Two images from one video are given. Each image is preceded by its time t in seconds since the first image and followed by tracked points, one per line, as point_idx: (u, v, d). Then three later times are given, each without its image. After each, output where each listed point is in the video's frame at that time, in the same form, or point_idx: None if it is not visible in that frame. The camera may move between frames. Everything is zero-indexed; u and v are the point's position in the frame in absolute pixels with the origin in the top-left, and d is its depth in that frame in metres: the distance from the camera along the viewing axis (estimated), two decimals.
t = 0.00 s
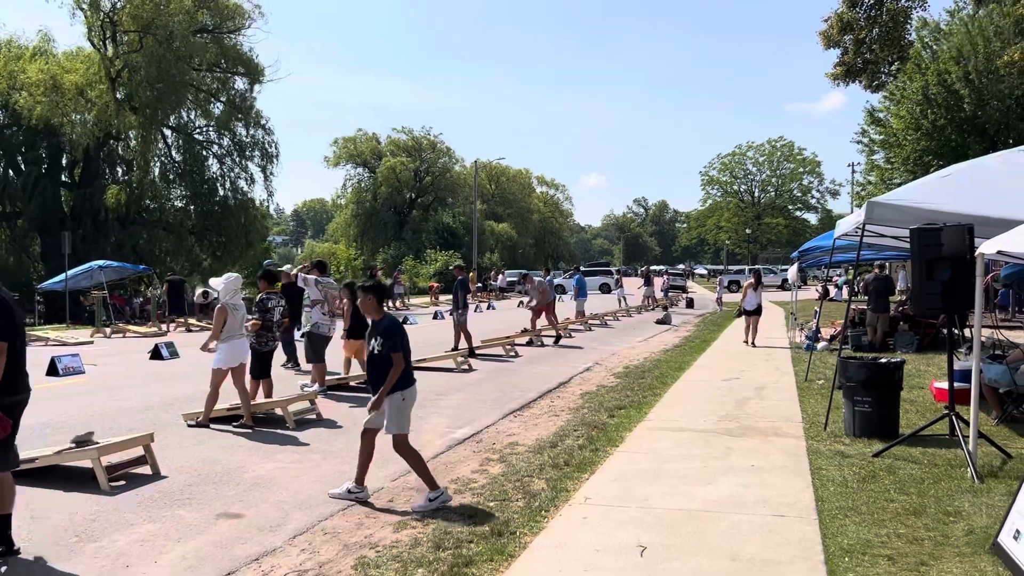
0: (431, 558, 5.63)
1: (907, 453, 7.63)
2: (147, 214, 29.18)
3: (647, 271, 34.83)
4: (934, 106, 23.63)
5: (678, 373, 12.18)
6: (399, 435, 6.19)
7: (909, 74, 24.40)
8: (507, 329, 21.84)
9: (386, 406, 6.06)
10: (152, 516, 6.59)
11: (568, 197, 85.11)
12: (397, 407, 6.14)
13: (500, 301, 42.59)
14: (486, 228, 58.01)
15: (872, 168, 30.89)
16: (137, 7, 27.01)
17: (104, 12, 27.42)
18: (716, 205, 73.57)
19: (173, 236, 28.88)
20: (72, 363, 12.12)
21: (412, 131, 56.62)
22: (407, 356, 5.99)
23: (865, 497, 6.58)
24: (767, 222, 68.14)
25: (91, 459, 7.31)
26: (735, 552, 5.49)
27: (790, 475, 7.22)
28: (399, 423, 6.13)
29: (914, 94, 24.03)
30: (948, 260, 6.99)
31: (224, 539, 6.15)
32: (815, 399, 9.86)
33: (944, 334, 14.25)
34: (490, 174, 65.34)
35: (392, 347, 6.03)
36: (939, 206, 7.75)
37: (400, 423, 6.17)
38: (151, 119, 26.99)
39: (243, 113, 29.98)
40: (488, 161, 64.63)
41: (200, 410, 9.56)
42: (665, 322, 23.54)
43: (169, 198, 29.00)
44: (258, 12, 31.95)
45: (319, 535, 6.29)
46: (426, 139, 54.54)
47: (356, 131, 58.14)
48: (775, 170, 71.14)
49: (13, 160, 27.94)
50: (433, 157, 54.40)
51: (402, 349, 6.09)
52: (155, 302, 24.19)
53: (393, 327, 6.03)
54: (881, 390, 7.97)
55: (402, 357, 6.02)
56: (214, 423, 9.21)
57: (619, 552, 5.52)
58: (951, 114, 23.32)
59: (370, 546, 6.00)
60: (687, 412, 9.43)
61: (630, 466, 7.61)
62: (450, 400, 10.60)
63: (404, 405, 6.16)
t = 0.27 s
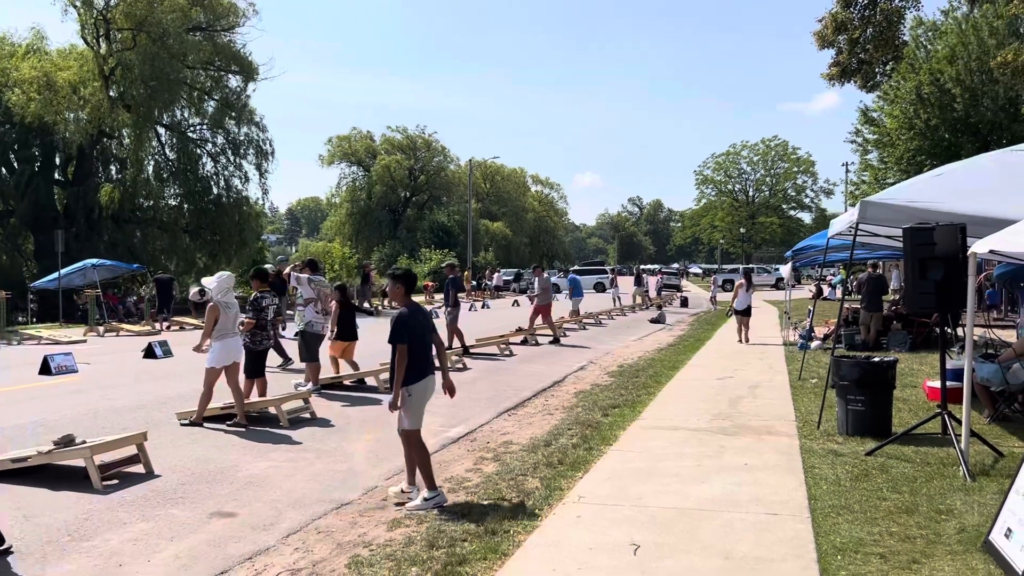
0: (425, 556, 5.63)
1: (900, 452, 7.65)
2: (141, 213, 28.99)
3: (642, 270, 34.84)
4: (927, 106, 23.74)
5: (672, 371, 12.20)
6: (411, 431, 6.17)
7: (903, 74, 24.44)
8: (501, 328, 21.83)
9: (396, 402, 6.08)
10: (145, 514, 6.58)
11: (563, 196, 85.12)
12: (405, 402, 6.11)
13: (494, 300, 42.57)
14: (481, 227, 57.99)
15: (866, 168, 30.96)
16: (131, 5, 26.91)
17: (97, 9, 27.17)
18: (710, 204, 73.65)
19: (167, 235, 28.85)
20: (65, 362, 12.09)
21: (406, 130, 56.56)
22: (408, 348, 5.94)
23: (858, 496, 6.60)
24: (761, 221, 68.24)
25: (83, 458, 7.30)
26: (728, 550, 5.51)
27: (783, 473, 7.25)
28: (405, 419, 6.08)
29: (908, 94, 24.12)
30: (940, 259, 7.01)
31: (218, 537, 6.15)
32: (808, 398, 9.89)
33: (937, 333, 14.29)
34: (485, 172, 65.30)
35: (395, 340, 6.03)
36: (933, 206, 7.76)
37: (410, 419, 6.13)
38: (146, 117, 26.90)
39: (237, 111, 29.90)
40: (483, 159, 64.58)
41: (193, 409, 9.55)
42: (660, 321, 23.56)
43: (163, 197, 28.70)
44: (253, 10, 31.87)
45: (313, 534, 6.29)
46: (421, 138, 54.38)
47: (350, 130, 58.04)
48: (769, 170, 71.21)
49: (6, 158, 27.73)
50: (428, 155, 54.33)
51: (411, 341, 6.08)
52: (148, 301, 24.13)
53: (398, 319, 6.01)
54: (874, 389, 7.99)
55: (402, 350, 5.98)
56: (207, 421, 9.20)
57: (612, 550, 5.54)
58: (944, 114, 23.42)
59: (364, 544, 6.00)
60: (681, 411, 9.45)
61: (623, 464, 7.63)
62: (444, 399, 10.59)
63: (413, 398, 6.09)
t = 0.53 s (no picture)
0: (418, 555, 5.63)
1: (892, 450, 7.68)
2: (135, 211, 28.96)
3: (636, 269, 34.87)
4: (921, 106, 23.81)
5: (666, 371, 12.21)
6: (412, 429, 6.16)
7: (897, 74, 24.50)
8: (495, 327, 21.82)
9: (399, 398, 6.17)
10: (137, 514, 6.56)
11: (557, 195, 85.13)
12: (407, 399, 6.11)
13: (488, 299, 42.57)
14: (476, 226, 57.97)
15: (859, 167, 31.04)
16: (124, 3, 26.86)
17: (90, 7, 27.20)
18: (704, 204, 73.78)
19: (161, 233, 28.84)
20: (57, 361, 12.04)
21: (401, 129, 56.49)
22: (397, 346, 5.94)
23: (850, 494, 6.61)
24: (755, 221, 68.38)
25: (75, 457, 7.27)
26: (720, 549, 5.51)
27: (775, 472, 7.26)
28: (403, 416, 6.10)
29: (902, 94, 24.19)
30: (932, 259, 7.03)
31: (210, 537, 6.14)
32: (801, 397, 9.91)
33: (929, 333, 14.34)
34: (479, 171, 65.26)
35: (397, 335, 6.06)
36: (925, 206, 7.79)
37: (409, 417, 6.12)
38: (139, 115, 26.84)
39: (231, 109, 29.80)
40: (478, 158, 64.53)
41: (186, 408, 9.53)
42: (654, 321, 23.59)
43: (156, 194, 28.79)
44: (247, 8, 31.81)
45: (305, 533, 6.28)
46: (416, 136, 54.30)
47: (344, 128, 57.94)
48: (763, 169, 71.37)
49: None
50: (422, 154, 54.28)
51: (405, 340, 6.01)
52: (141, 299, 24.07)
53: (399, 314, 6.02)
54: (867, 388, 8.01)
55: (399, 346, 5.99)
56: (199, 420, 9.19)
57: (605, 549, 5.54)
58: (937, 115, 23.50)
59: (357, 543, 6.00)
60: (674, 410, 9.45)
61: (616, 463, 7.63)
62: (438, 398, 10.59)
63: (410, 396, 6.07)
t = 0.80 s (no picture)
0: (411, 555, 5.62)
1: (884, 450, 7.70)
2: (128, 210, 28.73)
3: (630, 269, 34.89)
4: (914, 107, 23.89)
5: (659, 371, 12.21)
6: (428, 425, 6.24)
7: (890, 75, 24.57)
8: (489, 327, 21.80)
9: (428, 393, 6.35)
10: (129, 513, 6.54)
11: (551, 195, 85.15)
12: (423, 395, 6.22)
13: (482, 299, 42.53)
14: (470, 225, 57.93)
15: (852, 168, 31.12)
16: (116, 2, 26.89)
17: (83, 5, 27.18)
18: (697, 204, 73.89)
19: (153, 233, 28.63)
20: (48, 360, 11.98)
21: (395, 128, 56.42)
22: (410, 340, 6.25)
23: (842, 494, 6.63)
24: (748, 221, 68.51)
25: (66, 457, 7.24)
26: (713, 549, 5.51)
27: (769, 472, 7.27)
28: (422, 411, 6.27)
29: (895, 94, 24.28)
30: (924, 259, 7.05)
31: (202, 536, 6.13)
32: (793, 397, 9.93)
33: (922, 333, 14.39)
34: (474, 171, 65.24)
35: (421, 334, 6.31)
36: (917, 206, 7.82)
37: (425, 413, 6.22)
38: (131, 114, 26.77)
39: (224, 108, 29.75)
40: (472, 158, 64.46)
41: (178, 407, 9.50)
42: (648, 321, 23.61)
43: (149, 193, 28.45)
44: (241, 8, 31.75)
45: (298, 533, 6.26)
46: (410, 136, 54.22)
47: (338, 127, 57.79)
48: (756, 170, 71.48)
49: None
50: (416, 154, 54.23)
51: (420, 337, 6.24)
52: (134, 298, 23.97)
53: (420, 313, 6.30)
54: (859, 388, 8.03)
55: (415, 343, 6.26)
56: (191, 420, 9.17)
57: (598, 549, 5.54)
58: (930, 116, 23.58)
59: (350, 543, 5.99)
60: (667, 410, 9.46)
61: (610, 463, 7.63)
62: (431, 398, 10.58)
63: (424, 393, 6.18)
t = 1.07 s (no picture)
0: (404, 555, 5.62)
1: (877, 451, 7.71)
2: (120, 210, 28.54)
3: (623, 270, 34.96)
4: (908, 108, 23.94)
5: (653, 371, 12.21)
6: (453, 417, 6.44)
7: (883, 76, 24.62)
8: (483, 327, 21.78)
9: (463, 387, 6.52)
10: (121, 514, 6.52)
11: (546, 196, 85.20)
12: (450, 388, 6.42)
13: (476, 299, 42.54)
14: (464, 225, 57.91)
15: (845, 169, 31.23)
16: None
17: (76, 4, 27.15)
18: (691, 205, 74.05)
19: (146, 233, 28.36)
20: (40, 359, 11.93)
21: (389, 128, 56.37)
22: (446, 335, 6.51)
23: (835, 494, 6.64)
24: (741, 222, 68.67)
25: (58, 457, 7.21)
26: (706, 549, 5.52)
27: (762, 472, 7.28)
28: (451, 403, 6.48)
29: (888, 96, 24.38)
30: (918, 260, 7.07)
31: (195, 536, 6.11)
32: (786, 398, 9.95)
33: (914, 334, 14.44)
34: (468, 171, 65.24)
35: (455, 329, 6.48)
36: (909, 208, 7.85)
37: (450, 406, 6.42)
38: (124, 113, 26.82)
39: (217, 108, 29.70)
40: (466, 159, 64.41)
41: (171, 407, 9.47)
42: (641, 321, 23.65)
43: (142, 193, 28.44)
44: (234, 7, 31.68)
45: (291, 533, 6.25)
46: (404, 136, 54.18)
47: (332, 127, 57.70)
48: (750, 171, 71.66)
49: None
50: (410, 154, 54.22)
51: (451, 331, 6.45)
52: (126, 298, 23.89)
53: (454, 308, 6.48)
54: (852, 389, 8.05)
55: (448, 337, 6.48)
56: (183, 419, 9.14)
57: (591, 549, 5.54)
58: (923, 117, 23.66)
59: (343, 543, 5.98)
60: (660, 410, 9.47)
61: (603, 463, 7.63)
62: (425, 398, 10.57)
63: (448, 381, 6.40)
